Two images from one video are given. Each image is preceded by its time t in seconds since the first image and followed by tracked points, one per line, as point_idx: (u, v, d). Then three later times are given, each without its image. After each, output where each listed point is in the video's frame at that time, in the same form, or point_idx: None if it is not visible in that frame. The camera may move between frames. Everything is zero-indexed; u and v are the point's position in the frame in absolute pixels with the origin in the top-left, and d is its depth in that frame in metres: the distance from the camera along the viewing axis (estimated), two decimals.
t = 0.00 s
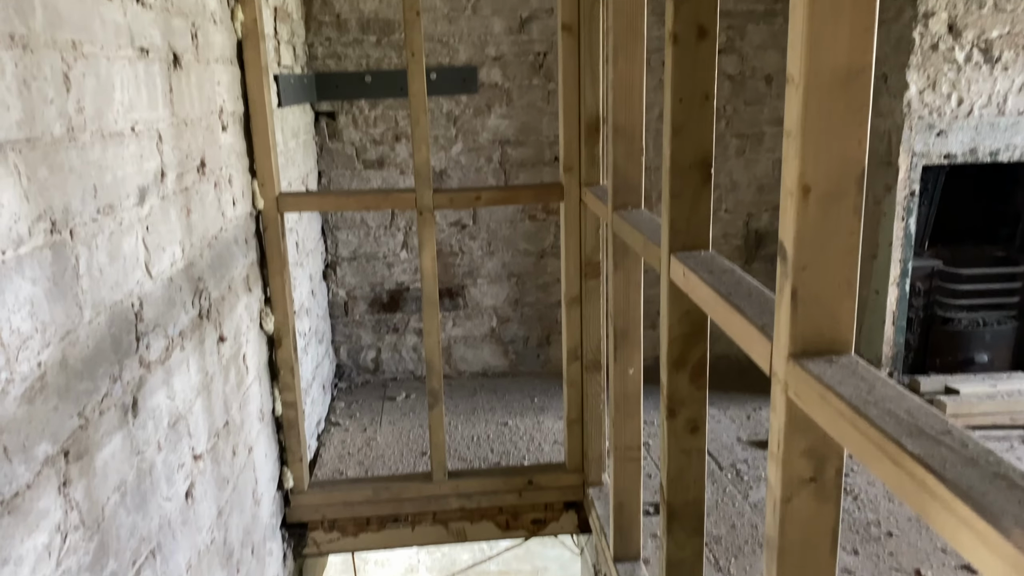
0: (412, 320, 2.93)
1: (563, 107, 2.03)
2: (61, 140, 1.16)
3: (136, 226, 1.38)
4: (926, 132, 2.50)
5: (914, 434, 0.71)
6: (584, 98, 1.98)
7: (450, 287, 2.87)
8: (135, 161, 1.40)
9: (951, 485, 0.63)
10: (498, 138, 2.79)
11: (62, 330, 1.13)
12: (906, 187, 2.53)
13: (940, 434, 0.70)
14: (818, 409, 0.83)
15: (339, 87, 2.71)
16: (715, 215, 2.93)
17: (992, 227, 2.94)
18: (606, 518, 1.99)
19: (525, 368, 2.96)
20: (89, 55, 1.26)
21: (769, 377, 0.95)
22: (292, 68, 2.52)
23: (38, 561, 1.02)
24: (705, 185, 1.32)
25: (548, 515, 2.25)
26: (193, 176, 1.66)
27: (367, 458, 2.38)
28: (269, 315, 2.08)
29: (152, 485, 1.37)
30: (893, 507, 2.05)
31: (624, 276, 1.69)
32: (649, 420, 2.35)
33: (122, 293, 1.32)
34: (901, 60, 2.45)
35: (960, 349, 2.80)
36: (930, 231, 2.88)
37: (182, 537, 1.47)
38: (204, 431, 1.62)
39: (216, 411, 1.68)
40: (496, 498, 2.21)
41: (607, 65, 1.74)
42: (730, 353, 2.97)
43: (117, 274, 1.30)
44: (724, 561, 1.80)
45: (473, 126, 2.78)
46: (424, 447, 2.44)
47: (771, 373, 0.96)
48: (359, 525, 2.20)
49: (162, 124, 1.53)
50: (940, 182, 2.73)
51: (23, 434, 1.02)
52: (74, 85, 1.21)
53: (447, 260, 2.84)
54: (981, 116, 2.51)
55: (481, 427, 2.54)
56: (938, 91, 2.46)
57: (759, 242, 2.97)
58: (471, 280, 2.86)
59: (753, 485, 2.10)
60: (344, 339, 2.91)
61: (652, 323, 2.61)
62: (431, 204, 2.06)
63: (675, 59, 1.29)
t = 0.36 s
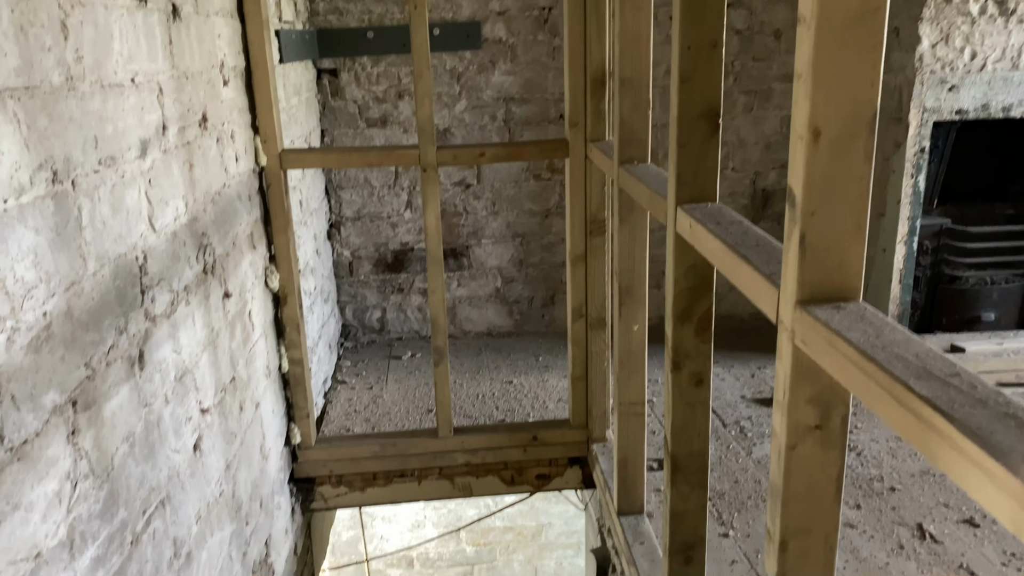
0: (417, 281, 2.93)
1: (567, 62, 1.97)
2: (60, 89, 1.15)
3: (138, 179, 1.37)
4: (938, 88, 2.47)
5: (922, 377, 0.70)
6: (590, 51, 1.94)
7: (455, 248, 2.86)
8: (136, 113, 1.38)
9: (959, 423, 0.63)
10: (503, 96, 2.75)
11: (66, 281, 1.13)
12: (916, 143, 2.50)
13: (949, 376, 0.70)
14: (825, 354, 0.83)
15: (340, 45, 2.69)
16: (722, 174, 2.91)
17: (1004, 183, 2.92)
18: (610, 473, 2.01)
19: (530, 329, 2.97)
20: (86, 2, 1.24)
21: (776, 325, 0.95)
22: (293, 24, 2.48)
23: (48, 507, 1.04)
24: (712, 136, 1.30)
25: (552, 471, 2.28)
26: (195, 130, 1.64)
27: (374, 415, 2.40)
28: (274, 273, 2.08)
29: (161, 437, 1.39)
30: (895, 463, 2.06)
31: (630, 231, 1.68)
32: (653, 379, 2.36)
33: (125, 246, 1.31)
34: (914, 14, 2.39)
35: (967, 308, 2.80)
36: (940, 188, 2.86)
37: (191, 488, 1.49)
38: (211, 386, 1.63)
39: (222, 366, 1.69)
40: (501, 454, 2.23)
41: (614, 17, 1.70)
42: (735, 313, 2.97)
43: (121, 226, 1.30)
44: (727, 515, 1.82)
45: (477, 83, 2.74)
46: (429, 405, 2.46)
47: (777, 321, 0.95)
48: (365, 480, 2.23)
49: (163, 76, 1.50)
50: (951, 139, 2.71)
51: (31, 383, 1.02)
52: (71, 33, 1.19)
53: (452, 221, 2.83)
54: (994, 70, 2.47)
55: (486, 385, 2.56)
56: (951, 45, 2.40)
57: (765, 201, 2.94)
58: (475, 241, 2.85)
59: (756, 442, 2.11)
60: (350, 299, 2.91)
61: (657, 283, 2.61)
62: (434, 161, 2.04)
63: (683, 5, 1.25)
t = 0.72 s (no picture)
0: (421, 250, 2.92)
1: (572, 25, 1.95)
2: (58, 51, 1.13)
3: (139, 143, 1.36)
4: (948, 53, 2.43)
5: (929, 335, 0.70)
6: (595, 14, 1.90)
7: (458, 217, 2.84)
8: (136, 76, 1.37)
9: (965, 380, 0.62)
10: (507, 63, 2.72)
11: (69, 245, 1.12)
12: (924, 110, 2.47)
13: (955, 335, 0.69)
14: (831, 315, 0.82)
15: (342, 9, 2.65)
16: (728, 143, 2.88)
17: (1013, 151, 2.89)
18: (614, 439, 2.02)
19: (533, 299, 2.97)
20: None
21: (782, 287, 0.94)
22: None
23: (57, 469, 1.04)
24: (719, 98, 1.28)
25: (556, 438, 2.29)
26: (196, 95, 1.63)
27: (379, 383, 2.41)
28: (277, 241, 2.07)
29: (166, 402, 1.39)
30: (898, 430, 2.07)
31: (634, 198, 1.66)
32: (657, 347, 2.37)
33: (128, 211, 1.30)
34: None
35: (972, 277, 2.79)
36: (948, 156, 2.84)
37: (198, 454, 1.50)
38: (216, 352, 1.63)
39: (227, 333, 1.69)
40: (506, 421, 2.24)
41: None
42: (739, 282, 2.96)
43: (123, 191, 1.29)
44: (730, 481, 1.83)
45: (480, 50, 2.70)
46: (433, 373, 2.47)
47: (783, 283, 0.94)
48: (371, 447, 2.25)
49: (162, 40, 1.48)
50: (959, 106, 2.68)
51: (36, 345, 1.02)
52: None
53: (455, 190, 2.81)
54: (1004, 36, 2.43)
55: (490, 354, 2.57)
56: (962, 10, 2.36)
57: (771, 169, 2.92)
58: (479, 210, 2.84)
59: (760, 409, 2.12)
60: (353, 269, 2.91)
61: (661, 253, 2.60)
62: (437, 127, 2.02)
63: None
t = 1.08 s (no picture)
0: (422, 222, 2.91)
1: None
2: (53, 14, 1.11)
3: (137, 110, 1.35)
4: (955, 22, 2.40)
5: (936, 299, 0.69)
6: None
7: (459, 189, 2.83)
8: (133, 42, 1.35)
9: (973, 343, 0.62)
10: (508, 32, 2.68)
11: (68, 212, 1.11)
12: (931, 80, 2.43)
13: (962, 299, 0.69)
14: (837, 281, 0.81)
15: None
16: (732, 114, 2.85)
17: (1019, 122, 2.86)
18: (615, 410, 2.03)
19: (535, 271, 2.97)
20: None
21: (786, 254, 0.93)
22: None
23: (59, 435, 1.05)
24: (724, 64, 1.26)
25: (558, 408, 2.30)
26: (194, 62, 1.61)
27: (381, 354, 2.42)
28: (278, 212, 2.06)
29: (168, 370, 1.39)
30: (898, 401, 2.08)
31: (637, 167, 1.65)
32: (658, 319, 2.36)
33: (126, 178, 1.29)
34: None
35: (975, 248, 2.77)
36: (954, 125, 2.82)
37: (201, 423, 1.51)
38: (217, 322, 1.63)
39: (228, 302, 1.69)
40: (507, 392, 2.25)
41: None
42: (740, 254, 2.95)
43: (121, 158, 1.28)
44: (731, 451, 1.84)
45: (481, 18, 2.67)
46: (435, 345, 2.47)
47: (788, 249, 0.94)
48: (373, 418, 2.26)
49: (159, 5, 1.46)
50: (966, 74, 2.67)
51: (37, 312, 1.02)
52: None
53: (456, 161, 2.79)
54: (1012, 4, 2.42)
55: (492, 325, 2.57)
56: None
57: (774, 140, 2.89)
58: (480, 182, 2.82)
59: (760, 380, 2.12)
60: (354, 241, 2.90)
61: (663, 225, 2.59)
62: (438, 96, 2.00)
63: None
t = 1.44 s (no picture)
0: (423, 190, 2.88)
1: None
2: None
3: (133, 70, 1.32)
4: None
5: (945, 255, 0.68)
6: None
7: (460, 156, 2.80)
8: None
9: (983, 298, 0.61)
10: None
11: (64, 171, 1.10)
12: (938, 44, 2.40)
13: (972, 255, 0.68)
14: (843, 239, 0.80)
15: None
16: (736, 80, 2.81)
17: None
18: (616, 376, 2.03)
19: (536, 239, 2.95)
20: None
21: (792, 213, 0.92)
22: None
23: (59, 396, 1.04)
24: (730, 23, 1.23)
25: (558, 374, 2.30)
26: (190, 22, 1.58)
27: (382, 321, 2.41)
28: (277, 177, 2.04)
29: (168, 334, 1.39)
30: (899, 367, 2.08)
31: (641, 131, 1.62)
32: (659, 287, 2.35)
33: (122, 139, 1.27)
34: None
35: (978, 215, 2.76)
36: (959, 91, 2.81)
37: (202, 386, 1.51)
38: (217, 286, 1.62)
39: (228, 267, 1.68)
40: (508, 359, 2.25)
41: None
42: (743, 222, 2.93)
43: (117, 119, 1.26)
44: (731, 416, 1.85)
45: None
46: (436, 312, 2.47)
47: (794, 209, 0.92)
48: (375, 383, 2.26)
49: None
50: (972, 41, 2.67)
51: (34, 273, 1.01)
52: None
53: (456, 127, 2.76)
54: None
55: (493, 293, 2.56)
56: None
57: (778, 107, 2.85)
58: (481, 148, 2.79)
59: (762, 347, 2.12)
60: (354, 208, 2.88)
61: (666, 192, 2.57)
62: (438, 59, 1.96)
63: None
